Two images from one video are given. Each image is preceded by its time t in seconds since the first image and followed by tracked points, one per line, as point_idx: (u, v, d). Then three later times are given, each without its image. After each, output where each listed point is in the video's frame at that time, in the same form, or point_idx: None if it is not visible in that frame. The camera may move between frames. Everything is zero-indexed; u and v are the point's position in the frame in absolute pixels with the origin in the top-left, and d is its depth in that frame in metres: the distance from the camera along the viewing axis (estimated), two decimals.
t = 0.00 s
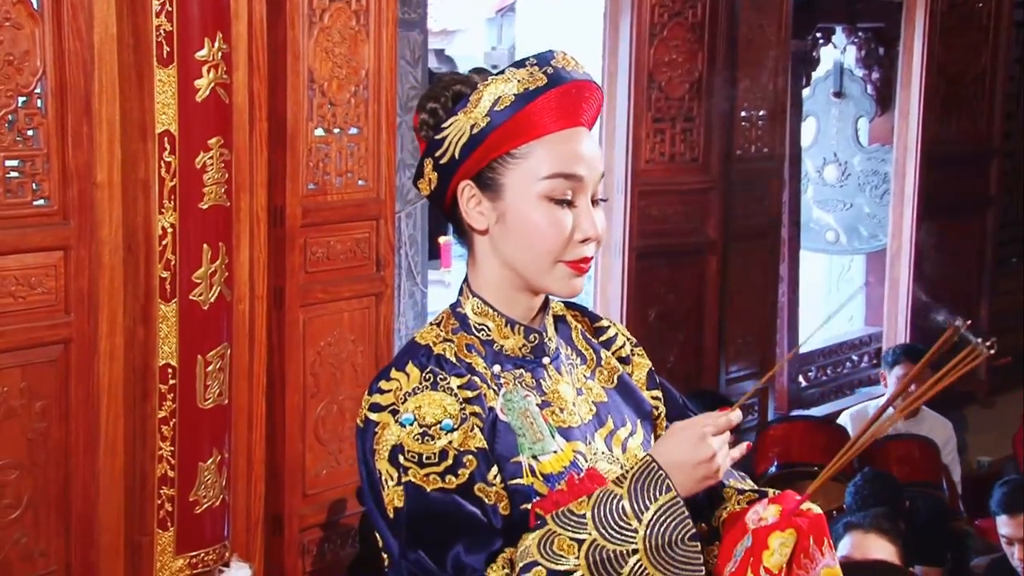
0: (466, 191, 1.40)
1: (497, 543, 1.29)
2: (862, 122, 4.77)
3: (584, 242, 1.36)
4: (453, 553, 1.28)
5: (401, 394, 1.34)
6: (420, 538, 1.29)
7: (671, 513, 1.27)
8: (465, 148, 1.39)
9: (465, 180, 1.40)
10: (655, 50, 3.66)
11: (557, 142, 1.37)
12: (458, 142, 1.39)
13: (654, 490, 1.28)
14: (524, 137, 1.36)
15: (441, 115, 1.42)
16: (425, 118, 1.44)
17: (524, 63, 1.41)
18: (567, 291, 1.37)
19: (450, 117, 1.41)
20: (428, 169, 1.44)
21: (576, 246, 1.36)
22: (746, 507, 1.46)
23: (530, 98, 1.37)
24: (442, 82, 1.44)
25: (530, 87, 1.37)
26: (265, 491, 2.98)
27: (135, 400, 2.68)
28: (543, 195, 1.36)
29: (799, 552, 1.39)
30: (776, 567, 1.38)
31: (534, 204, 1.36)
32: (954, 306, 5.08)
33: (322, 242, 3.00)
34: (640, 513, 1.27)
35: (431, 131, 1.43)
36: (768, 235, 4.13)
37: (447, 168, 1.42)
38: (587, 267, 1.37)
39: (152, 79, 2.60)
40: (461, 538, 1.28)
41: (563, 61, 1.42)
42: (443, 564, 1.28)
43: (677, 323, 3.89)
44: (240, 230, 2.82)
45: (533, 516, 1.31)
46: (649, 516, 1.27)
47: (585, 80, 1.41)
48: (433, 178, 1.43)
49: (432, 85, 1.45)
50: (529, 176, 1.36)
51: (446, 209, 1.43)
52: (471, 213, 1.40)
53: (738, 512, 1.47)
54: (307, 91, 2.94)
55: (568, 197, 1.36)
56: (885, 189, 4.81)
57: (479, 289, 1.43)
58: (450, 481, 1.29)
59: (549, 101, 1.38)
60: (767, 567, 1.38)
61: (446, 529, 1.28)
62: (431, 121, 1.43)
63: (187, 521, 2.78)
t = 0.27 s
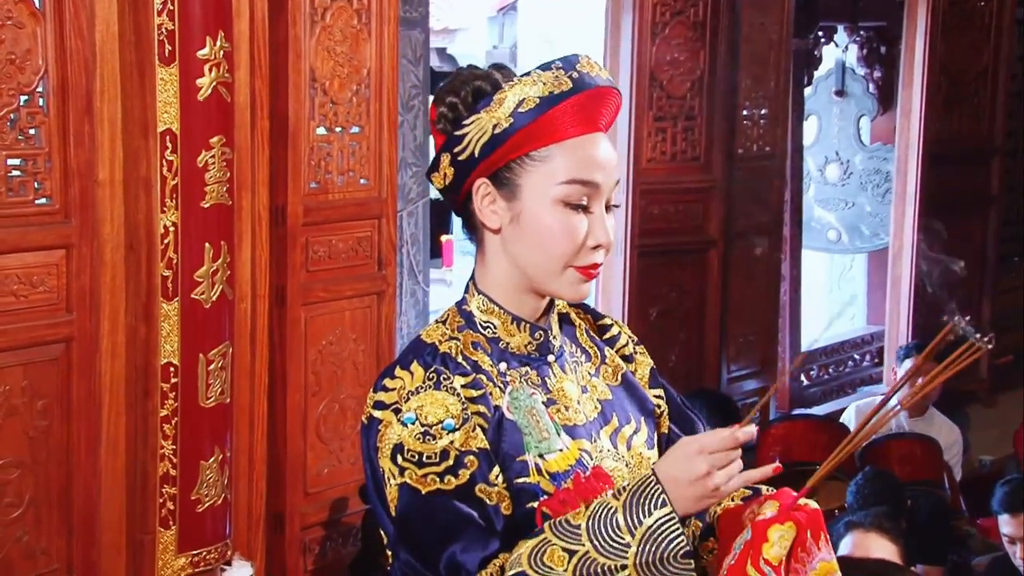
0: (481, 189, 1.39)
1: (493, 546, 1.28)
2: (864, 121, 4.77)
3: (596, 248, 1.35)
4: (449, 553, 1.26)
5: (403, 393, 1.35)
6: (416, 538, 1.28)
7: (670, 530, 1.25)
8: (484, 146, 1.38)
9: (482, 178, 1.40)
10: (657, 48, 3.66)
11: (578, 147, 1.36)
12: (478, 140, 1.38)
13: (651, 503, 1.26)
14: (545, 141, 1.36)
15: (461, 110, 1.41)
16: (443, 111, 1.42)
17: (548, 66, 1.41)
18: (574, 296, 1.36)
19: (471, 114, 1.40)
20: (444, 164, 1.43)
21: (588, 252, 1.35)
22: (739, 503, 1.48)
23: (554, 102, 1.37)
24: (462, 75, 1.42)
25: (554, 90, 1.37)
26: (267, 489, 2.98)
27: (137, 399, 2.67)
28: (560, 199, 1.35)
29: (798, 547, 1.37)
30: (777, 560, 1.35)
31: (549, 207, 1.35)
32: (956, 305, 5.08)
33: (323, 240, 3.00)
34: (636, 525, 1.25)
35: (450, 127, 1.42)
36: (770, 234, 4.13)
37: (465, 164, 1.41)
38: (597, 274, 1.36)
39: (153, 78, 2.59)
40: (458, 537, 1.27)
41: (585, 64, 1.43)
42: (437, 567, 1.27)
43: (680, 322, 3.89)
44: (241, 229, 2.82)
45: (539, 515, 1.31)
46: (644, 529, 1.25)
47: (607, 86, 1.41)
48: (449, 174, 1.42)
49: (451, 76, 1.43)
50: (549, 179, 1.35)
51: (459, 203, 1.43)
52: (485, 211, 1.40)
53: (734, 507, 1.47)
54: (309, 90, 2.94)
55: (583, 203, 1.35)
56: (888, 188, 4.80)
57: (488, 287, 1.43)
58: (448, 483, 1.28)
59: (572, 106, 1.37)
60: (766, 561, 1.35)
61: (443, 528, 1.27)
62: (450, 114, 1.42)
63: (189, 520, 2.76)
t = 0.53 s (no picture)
0: (518, 193, 1.38)
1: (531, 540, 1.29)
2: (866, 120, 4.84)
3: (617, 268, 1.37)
4: (485, 549, 1.29)
5: (422, 392, 1.36)
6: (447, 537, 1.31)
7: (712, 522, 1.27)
8: (534, 155, 1.37)
9: (519, 183, 1.38)
10: (660, 48, 3.66)
11: (621, 170, 1.36)
12: (528, 149, 1.37)
13: (692, 499, 1.29)
14: (596, 159, 1.36)
15: (508, 112, 1.40)
16: (486, 106, 1.41)
17: (606, 86, 1.41)
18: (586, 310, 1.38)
19: (524, 121, 1.38)
20: (482, 161, 1.41)
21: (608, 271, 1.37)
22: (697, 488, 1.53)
23: (610, 125, 1.37)
24: (514, 77, 1.41)
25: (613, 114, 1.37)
26: (269, 489, 2.98)
27: (140, 397, 2.68)
28: (594, 216, 1.35)
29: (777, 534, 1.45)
30: (766, 545, 1.42)
31: (582, 222, 1.35)
32: (960, 304, 5.08)
33: (326, 239, 3.00)
34: (676, 520, 1.28)
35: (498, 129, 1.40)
36: (773, 233, 4.13)
37: (506, 168, 1.38)
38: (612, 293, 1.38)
39: (156, 77, 2.58)
40: (491, 535, 1.29)
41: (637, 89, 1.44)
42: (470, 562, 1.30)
43: (683, 321, 3.89)
44: (244, 228, 2.82)
45: (560, 515, 1.32)
46: (687, 524, 1.28)
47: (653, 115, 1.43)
48: (486, 173, 1.40)
49: (500, 73, 1.41)
50: (589, 197, 1.35)
51: (486, 200, 1.41)
52: (515, 214, 1.38)
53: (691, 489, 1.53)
54: (312, 89, 2.94)
55: (613, 223, 1.36)
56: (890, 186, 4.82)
57: (498, 287, 1.43)
58: (478, 479, 1.30)
59: (625, 131, 1.38)
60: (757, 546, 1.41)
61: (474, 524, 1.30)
62: (495, 113, 1.41)
63: (192, 519, 2.74)
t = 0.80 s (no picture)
0: (557, 201, 1.39)
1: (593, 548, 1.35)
2: (873, 119, 4.80)
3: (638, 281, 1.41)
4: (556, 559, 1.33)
5: (472, 401, 1.37)
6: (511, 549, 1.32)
7: None
8: (586, 169, 1.37)
9: (561, 193, 1.38)
10: (666, 47, 3.65)
11: (659, 190, 1.40)
12: (580, 162, 1.37)
13: None
14: (640, 175, 1.39)
15: (553, 119, 1.41)
16: (532, 109, 1.40)
17: (652, 101, 1.44)
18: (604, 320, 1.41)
19: (577, 134, 1.39)
20: (525, 168, 1.40)
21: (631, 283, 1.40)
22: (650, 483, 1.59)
23: (658, 144, 1.40)
24: (560, 83, 1.41)
25: (663, 132, 1.40)
26: (276, 488, 2.98)
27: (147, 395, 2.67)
28: (630, 231, 1.38)
29: (748, 530, 1.55)
30: (746, 546, 1.53)
31: (616, 235, 1.37)
32: (967, 304, 5.07)
33: (333, 238, 3.00)
34: None
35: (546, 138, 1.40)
36: (779, 232, 4.13)
37: (552, 177, 1.38)
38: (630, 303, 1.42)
39: (163, 76, 2.61)
40: (562, 545, 1.33)
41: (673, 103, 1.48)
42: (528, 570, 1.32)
43: (689, 321, 3.88)
44: (250, 226, 2.81)
45: (597, 517, 1.38)
46: None
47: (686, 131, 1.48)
48: (529, 181, 1.39)
49: (547, 78, 1.41)
50: (629, 211, 1.38)
51: (517, 201, 1.41)
52: (551, 222, 1.39)
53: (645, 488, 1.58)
54: (318, 88, 2.94)
55: (642, 237, 1.40)
56: (897, 184, 4.82)
57: (520, 290, 1.44)
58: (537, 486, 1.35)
59: (668, 149, 1.42)
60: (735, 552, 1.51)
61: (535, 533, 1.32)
62: (539, 118, 1.40)
63: (199, 517, 2.78)
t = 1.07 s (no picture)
0: (579, 202, 1.45)
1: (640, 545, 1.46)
2: (879, 118, 4.85)
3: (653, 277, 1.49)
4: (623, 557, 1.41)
5: (527, 407, 1.43)
6: (577, 551, 1.41)
7: None
8: (611, 170, 1.44)
9: (585, 194, 1.45)
10: (672, 46, 3.64)
11: (678, 191, 1.48)
12: (605, 163, 1.44)
13: None
14: (661, 175, 1.46)
15: (575, 119, 1.48)
16: (556, 109, 1.47)
17: (670, 101, 1.51)
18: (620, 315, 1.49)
19: (601, 135, 1.46)
20: (549, 168, 1.46)
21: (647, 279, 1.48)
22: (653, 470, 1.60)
23: (680, 145, 1.47)
24: (582, 85, 1.49)
25: (683, 134, 1.48)
26: (281, 487, 2.98)
27: (153, 394, 2.68)
28: (649, 232, 1.45)
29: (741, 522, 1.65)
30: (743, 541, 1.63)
31: (637, 236, 1.45)
32: (973, 304, 5.05)
33: (338, 237, 3.00)
34: None
35: (570, 138, 1.47)
36: (784, 232, 4.12)
37: (578, 179, 1.45)
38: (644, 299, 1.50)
39: (168, 75, 2.59)
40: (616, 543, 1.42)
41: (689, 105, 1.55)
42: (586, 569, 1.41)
43: (695, 320, 3.88)
44: (257, 224, 2.81)
45: (633, 513, 1.52)
46: None
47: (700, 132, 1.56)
48: (553, 181, 1.45)
49: (568, 79, 1.48)
50: (649, 212, 1.45)
51: (538, 201, 1.47)
52: (573, 222, 1.46)
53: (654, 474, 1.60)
54: (324, 87, 2.94)
55: (660, 235, 1.47)
56: (903, 184, 4.80)
57: (541, 287, 1.50)
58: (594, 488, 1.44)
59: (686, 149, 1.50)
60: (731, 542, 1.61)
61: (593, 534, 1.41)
62: (563, 119, 1.47)
63: (203, 517, 2.76)
